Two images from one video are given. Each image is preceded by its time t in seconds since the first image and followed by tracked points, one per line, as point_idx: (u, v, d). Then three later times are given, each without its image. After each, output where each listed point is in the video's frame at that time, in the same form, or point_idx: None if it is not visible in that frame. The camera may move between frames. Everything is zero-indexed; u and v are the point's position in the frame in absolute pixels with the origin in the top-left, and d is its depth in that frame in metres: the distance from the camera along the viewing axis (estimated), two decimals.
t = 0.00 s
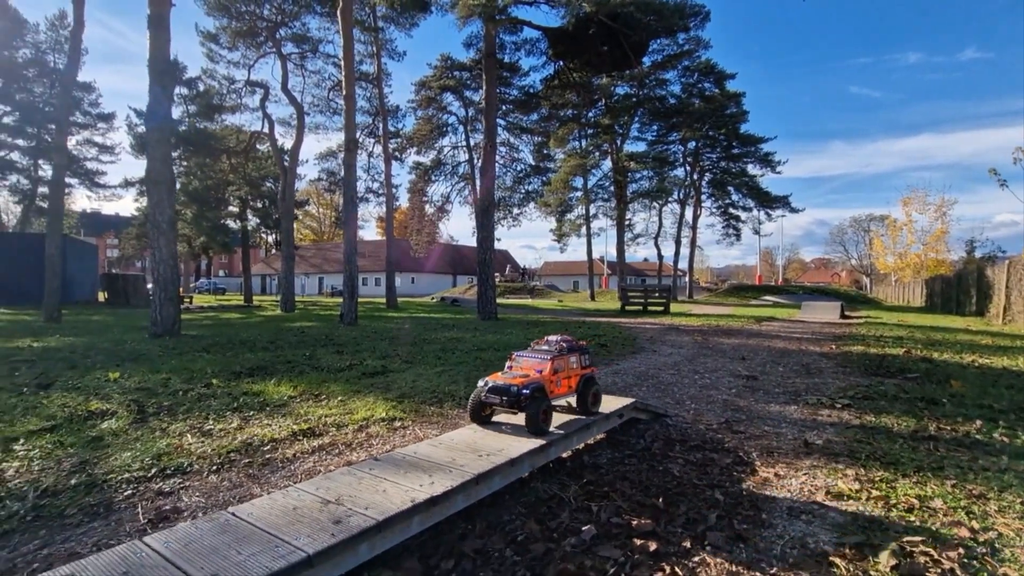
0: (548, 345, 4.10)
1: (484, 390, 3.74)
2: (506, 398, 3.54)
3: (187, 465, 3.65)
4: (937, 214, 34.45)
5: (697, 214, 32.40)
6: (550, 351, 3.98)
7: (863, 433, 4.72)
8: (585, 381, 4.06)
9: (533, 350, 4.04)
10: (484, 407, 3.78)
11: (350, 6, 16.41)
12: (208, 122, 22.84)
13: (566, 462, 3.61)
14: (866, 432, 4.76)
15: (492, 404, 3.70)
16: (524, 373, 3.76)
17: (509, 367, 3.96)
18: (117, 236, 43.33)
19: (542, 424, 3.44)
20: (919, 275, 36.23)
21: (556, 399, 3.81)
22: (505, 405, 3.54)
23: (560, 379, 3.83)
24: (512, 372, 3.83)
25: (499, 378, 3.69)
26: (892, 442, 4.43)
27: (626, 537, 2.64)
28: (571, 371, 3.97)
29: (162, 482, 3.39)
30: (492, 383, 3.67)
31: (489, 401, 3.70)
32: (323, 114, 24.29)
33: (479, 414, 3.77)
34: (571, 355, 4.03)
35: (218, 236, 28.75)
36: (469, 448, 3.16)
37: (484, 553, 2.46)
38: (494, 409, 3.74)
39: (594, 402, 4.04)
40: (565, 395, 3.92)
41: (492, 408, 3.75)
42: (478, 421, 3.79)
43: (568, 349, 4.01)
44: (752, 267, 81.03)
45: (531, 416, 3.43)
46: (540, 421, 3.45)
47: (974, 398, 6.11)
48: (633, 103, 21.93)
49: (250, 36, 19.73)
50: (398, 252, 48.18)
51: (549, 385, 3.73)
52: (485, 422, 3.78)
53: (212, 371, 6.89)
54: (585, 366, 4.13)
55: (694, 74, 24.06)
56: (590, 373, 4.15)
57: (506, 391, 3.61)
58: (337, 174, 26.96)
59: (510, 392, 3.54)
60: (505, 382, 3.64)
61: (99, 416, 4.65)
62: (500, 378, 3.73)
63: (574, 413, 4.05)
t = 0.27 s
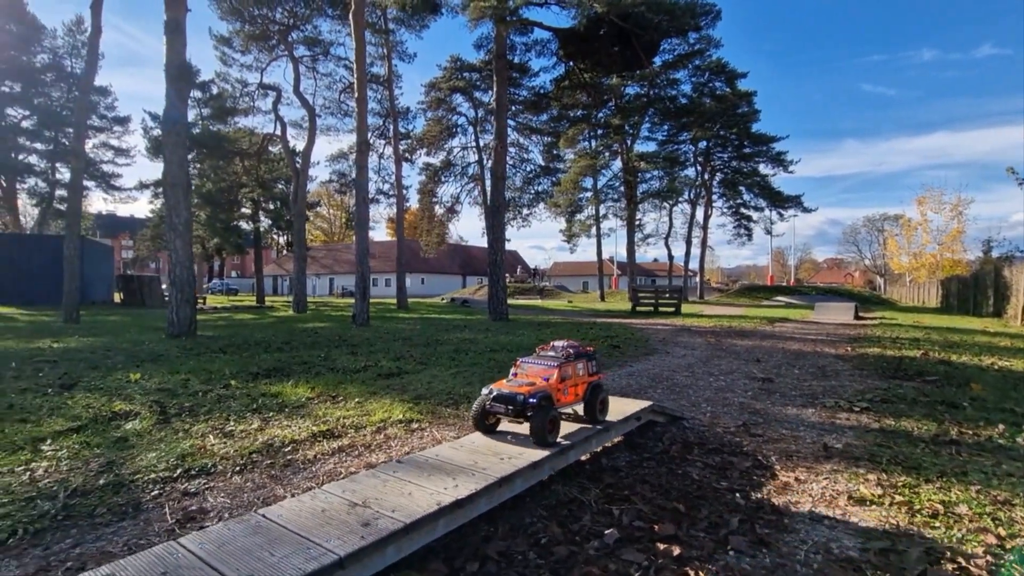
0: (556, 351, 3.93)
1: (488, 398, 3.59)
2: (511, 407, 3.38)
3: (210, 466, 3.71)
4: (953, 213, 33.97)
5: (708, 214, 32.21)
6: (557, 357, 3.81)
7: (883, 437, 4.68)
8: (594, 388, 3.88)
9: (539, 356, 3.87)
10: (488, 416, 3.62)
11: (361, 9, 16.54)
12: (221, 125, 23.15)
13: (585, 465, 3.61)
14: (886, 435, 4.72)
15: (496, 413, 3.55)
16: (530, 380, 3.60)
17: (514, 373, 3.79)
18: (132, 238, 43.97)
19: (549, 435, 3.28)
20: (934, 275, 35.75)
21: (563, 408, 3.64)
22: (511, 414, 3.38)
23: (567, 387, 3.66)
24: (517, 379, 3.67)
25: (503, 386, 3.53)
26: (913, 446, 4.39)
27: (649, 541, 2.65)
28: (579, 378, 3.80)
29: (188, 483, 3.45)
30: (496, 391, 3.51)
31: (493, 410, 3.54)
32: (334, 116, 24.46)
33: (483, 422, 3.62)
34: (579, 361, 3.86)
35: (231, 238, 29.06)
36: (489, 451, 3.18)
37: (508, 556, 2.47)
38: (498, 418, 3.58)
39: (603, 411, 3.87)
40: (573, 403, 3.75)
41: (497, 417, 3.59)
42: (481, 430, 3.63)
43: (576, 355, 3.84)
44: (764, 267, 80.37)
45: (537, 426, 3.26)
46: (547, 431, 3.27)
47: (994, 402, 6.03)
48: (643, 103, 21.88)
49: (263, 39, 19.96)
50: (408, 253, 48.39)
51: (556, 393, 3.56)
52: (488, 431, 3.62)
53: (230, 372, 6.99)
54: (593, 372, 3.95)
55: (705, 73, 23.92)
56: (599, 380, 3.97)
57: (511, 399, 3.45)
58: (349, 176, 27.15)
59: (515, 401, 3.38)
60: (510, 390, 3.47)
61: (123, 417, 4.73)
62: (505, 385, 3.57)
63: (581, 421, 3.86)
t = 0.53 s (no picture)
0: (559, 355, 3.77)
1: (487, 404, 3.45)
2: (510, 414, 3.24)
3: (234, 463, 3.79)
4: (974, 214, 33.34)
5: (721, 215, 31.96)
6: (560, 362, 3.65)
7: (905, 440, 4.62)
8: (599, 395, 3.71)
9: (542, 361, 3.72)
10: (487, 423, 3.48)
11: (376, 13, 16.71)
12: (238, 128, 23.52)
13: (604, 467, 3.62)
14: (907, 439, 4.66)
15: (496, 419, 3.41)
16: (531, 386, 3.44)
17: (515, 379, 3.64)
18: (150, 240, 44.73)
19: (549, 444, 3.11)
20: (954, 277, 35.11)
21: (566, 415, 3.47)
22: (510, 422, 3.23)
23: (570, 393, 3.50)
24: (518, 384, 3.52)
25: (503, 392, 3.39)
26: (936, 450, 4.33)
27: (669, 542, 2.65)
28: (582, 384, 3.64)
29: (213, 480, 3.53)
30: (495, 398, 3.37)
31: (492, 416, 3.41)
32: (348, 119, 24.69)
33: (482, 429, 3.48)
34: (584, 366, 3.69)
35: (247, 240, 29.42)
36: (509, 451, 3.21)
37: (530, 555, 2.50)
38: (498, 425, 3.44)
39: (609, 418, 3.69)
40: (577, 410, 3.58)
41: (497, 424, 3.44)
42: (479, 437, 3.49)
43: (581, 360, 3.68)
44: (778, 269, 79.50)
45: (537, 435, 3.09)
46: (546, 441, 3.10)
47: (1019, 406, 5.92)
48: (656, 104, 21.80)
49: (279, 44, 20.21)
50: (421, 254, 48.63)
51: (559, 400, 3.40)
52: (487, 438, 3.48)
53: (250, 372, 7.10)
54: (598, 378, 3.78)
55: (718, 73, 23.74)
56: (604, 387, 3.80)
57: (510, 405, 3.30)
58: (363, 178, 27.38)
59: (515, 408, 3.24)
60: (509, 396, 3.33)
61: (148, 415, 4.84)
62: (505, 391, 3.42)
63: (585, 429, 3.70)
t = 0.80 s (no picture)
0: (561, 356, 3.68)
1: (485, 405, 3.35)
2: (508, 416, 3.14)
3: (260, 457, 3.89)
4: (999, 215, 32.56)
5: (738, 216, 31.66)
6: (561, 363, 3.56)
7: (927, 443, 4.56)
8: (602, 397, 3.61)
9: (543, 362, 3.62)
10: (486, 425, 3.37)
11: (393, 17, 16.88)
12: (257, 131, 23.91)
13: (623, 464, 3.64)
14: (931, 442, 4.59)
15: (493, 422, 3.30)
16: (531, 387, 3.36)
17: (516, 381, 3.56)
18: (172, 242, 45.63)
19: (549, 448, 3.01)
20: (979, 279, 34.31)
21: (566, 418, 3.37)
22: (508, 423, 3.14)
23: (571, 395, 3.41)
24: (518, 386, 3.43)
25: (501, 393, 3.30)
26: (960, 453, 4.27)
27: (690, 539, 2.67)
28: (584, 386, 3.53)
29: (240, 472, 3.62)
30: (492, 399, 3.27)
31: (490, 419, 3.30)
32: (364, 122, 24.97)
33: (480, 432, 3.37)
34: (586, 368, 3.60)
35: (265, 241, 29.87)
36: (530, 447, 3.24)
37: (552, 549, 2.53)
38: (497, 428, 3.33)
39: (612, 422, 3.58)
40: (578, 413, 3.48)
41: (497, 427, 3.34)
42: (478, 441, 3.38)
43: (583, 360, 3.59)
44: (796, 271, 78.36)
45: (536, 438, 2.99)
46: (545, 444, 2.99)
47: None
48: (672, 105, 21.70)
49: (297, 48, 20.48)
50: (436, 256, 48.89)
51: (559, 402, 3.31)
52: (486, 442, 3.36)
53: (272, 370, 7.24)
54: (601, 381, 3.67)
55: (736, 73, 23.51)
56: (608, 389, 3.70)
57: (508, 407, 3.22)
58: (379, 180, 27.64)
59: (513, 409, 3.15)
60: (508, 398, 3.24)
61: (176, 410, 4.97)
62: (504, 392, 3.33)
63: (589, 433, 3.57)
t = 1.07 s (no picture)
0: (565, 356, 3.53)
1: (486, 408, 3.23)
2: (510, 419, 3.01)
3: (287, 451, 3.99)
4: None
5: (757, 216, 31.27)
6: (566, 364, 3.42)
7: (955, 445, 4.48)
8: (609, 400, 3.47)
9: (547, 363, 3.48)
10: (487, 428, 3.24)
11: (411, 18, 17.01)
12: (277, 132, 24.26)
13: (644, 462, 3.64)
14: (958, 444, 4.52)
15: (495, 425, 3.17)
16: (534, 390, 3.22)
17: (518, 382, 3.41)
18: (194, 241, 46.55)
19: (553, 453, 2.89)
20: (1007, 280, 33.40)
21: (571, 421, 3.24)
22: (511, 427, 3.01)
23: (576, 398, 3.26)
24: (520, 388, 3.30)
25: (502, 395, 3.16)
26: (989, 456, 4.19)
27: (713, 536, 2.68)
28: (591, 389, 3.40)
29: (269, 465, 3.73)
30: (493, 401, 3.14)
31: (491, 421, 3.17)
32: (382, 123, 25.20)
33: (480, 435, 3.24)
34: (592, 369, 3.45)
35: (285, 241, 30.31)
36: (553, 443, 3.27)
37: (575, 543, 2.57)
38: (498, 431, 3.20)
39: (619, 426, 3.44)
40: (583, 417, 3.35)
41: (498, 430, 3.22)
42: (478, 444, 3.26)
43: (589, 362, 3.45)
44: (817, 271, 77.06)
45: (539, 442, 2.87)
46: (549, 448, 2.88)
47: None
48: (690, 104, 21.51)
49: (317, 50, 20.73)
50: (452, 255, 49.13)
51: (563, 404, 3.17)
52: (487, 445, 3.24)
53: (294, 367, 7.38)
54: (607, 383, 3.54)
55: (755, 71, 23.18)
56: (614, 392, 3.56)
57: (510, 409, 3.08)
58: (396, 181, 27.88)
59: (515, 412, 3.01)
60: (509, 400, 3.10)
61: (205, 404, 5.11)
62: (506, 393, 3.19)
63: (595, 437, 3.44)
